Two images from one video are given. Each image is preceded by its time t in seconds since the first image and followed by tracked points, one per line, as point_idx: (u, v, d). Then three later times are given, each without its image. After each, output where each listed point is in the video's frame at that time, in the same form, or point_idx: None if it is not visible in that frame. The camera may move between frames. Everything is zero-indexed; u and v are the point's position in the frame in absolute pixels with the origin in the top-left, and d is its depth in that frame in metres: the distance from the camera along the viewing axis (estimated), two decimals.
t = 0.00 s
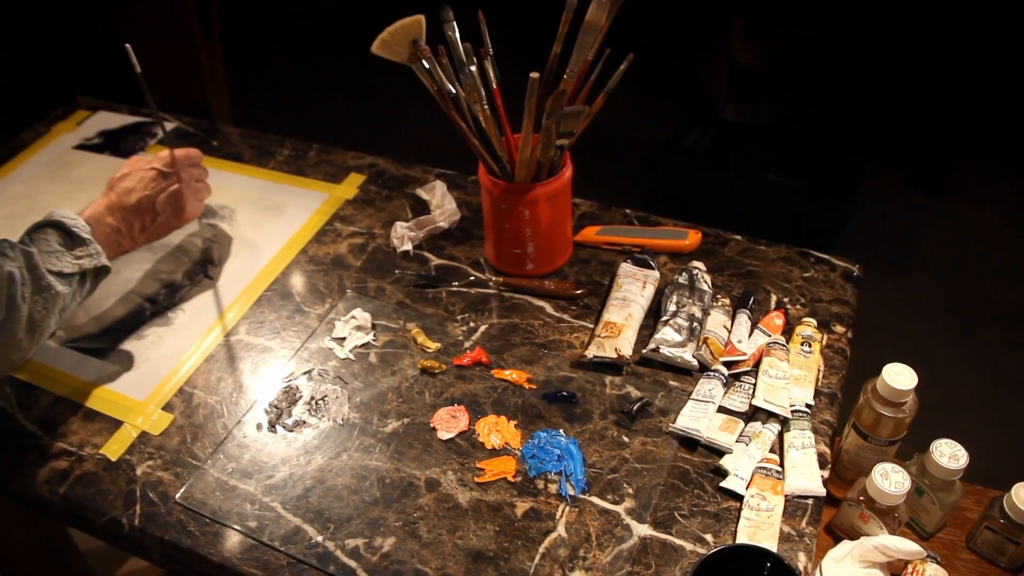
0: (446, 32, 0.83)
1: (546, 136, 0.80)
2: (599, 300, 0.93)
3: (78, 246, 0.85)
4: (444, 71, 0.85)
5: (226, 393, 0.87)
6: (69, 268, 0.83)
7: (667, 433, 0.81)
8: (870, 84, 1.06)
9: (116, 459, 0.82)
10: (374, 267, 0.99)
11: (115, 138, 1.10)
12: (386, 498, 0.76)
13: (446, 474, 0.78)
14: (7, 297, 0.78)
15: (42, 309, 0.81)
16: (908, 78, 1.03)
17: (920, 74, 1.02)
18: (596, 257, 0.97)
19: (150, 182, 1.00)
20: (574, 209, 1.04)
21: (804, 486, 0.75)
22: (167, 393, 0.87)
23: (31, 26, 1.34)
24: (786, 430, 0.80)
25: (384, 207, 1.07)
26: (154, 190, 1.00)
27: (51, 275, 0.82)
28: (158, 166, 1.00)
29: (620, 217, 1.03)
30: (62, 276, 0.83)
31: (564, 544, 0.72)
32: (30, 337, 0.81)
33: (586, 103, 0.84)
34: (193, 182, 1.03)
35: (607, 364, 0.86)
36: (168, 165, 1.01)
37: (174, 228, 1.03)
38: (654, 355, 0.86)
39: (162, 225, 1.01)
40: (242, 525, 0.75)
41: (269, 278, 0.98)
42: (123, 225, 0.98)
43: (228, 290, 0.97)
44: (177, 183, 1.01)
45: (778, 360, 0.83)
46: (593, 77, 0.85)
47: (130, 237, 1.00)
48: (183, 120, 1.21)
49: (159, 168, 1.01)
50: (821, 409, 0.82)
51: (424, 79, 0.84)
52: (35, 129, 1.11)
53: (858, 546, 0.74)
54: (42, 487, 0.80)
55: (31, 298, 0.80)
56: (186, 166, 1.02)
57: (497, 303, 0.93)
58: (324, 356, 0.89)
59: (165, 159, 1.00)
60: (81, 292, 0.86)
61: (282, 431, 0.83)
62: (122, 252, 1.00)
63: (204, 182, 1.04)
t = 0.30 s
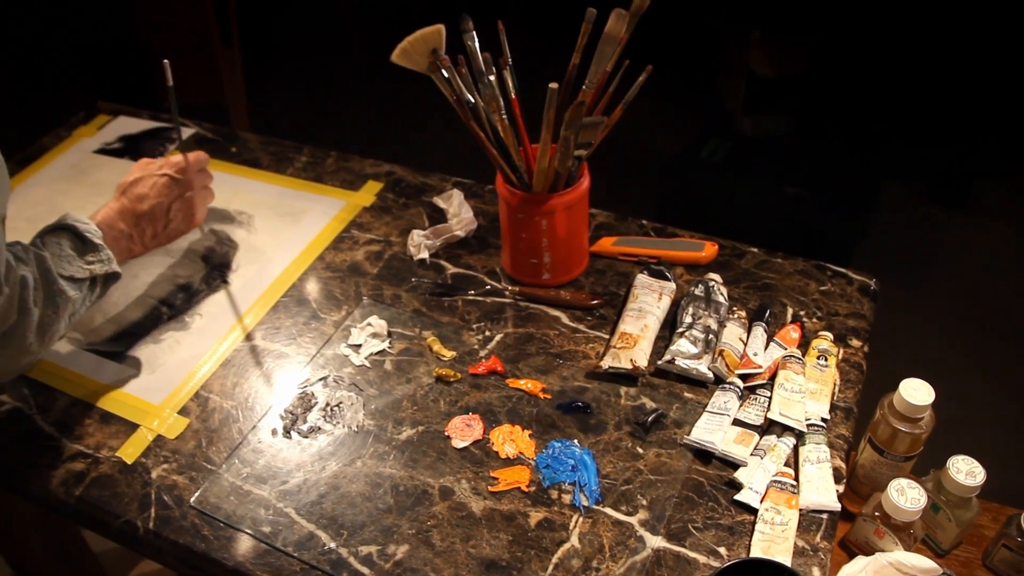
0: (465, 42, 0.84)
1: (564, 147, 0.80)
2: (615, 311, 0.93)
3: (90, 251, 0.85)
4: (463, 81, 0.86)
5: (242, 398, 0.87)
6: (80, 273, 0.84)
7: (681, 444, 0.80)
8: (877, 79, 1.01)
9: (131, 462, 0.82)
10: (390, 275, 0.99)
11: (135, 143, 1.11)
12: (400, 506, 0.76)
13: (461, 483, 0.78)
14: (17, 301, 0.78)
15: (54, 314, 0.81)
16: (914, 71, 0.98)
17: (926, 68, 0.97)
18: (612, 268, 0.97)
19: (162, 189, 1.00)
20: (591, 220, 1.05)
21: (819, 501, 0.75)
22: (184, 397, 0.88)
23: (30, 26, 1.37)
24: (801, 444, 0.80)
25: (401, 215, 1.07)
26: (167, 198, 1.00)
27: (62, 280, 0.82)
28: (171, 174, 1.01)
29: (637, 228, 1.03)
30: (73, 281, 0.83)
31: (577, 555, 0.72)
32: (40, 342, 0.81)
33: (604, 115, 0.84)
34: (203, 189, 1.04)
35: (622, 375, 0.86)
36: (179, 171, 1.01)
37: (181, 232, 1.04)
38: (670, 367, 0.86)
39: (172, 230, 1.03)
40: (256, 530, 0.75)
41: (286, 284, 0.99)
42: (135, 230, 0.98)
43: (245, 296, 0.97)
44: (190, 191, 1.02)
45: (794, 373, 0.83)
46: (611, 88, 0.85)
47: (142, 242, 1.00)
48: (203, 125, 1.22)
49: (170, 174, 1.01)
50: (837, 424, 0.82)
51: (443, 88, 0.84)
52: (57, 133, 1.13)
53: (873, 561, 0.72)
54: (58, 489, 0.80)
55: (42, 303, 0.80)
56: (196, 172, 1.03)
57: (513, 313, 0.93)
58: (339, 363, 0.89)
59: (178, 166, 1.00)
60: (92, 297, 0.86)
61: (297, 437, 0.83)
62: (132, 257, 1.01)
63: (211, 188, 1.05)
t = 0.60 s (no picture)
0: (484, 51, 0.84)
1: (581, 157, 0.80)
2: (630, 321, 0.93)
3: (105, 260, 0.85)
4: (482, 90, 0.86)
5: (257, 403, 0.88)
6: (94, 281, 0.83)
7: (695, 456, 0.80)
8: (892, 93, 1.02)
9: (146, 465, 0.83)
10: (405, 282, 0.99)
11: (154, 147, 1.12)
12: (413, 513, 0.76)
13: (473, 491, 0.78)
14: (32, 306, 0.77)
15: (66, 321, 0.81)
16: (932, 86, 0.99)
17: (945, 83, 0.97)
18: (627, 278, 0.98)
19: (179, 200, 0.99)
20: (607, 230, 1.05)
21: (833, 515, 0.74)
22: (199, 401, 0.88)
23: (32, 26, 1.42)
24: (816, 457, 0.79)
25: (418, 223, 1.07)
26: (182, 208, 0.98)
27: (76, 288, 0.82)
28: (190, 185, 0.99)
29: (652, 238, 1.03)
30: (87, 289, 0.83)
31: (589, 565, 0.72)
32: (50, 349, 0.81)
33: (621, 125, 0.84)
34: (223, 202, 1.01)
35: (636, 386, 0.86)
36: (199, 184, 1.00)
37: (202, 246, 1.02)
38: (684, 378, 0.85)
39: (191, 243, 1.00)
40: (269, 535, 0.75)
41: (301, 291, 0.99)
42: (150, 241, 0.97)
43: (261, 302, 0.98)
44: (207, 203, 1.00)
45: (809, 386, 0.83)
46: (629, 99, 0.85)
47: (158, 254, 0.99)
48: (221, 131, 1.23)
49: (190, 187, 1.00)
50: (851, 437, 0.82)
51: (461, 97, 0.84)
52: (77, 137, 1.14)
53: None
54: (72, 491, 0.81)
55: (56, 310, 0.80)
56: (218, 186, 1.01)
57: (528, 322, 0.94)
58: (354, 369, 0.89)
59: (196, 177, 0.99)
60: (103, 306, 0.86)
61: (311, 443, 0.83)
62: (150, 267, 1.00)
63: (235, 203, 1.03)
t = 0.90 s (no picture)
0: (501, 61, 0.84)
1: (597, 168, 0.80)
2: (643, 332, 0.93)
3: (122, 263, 0.85)
4: (498, 99, 0.86)
5: (270, 409, 0.88)
6: (112, 284, 0.84)
7: (707, 467, 0.80)
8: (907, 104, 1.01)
9: (159, 469, 0.83)
10: (420, 290, 1.00)
11: (171, 153, 1.13)
12: (425, 521, 0.76)
13: (485, 500, 0.78)
14: (53, 309, 0.78)
15: (85, 324, 0.82)
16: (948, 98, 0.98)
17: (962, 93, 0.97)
18: (641, 289, 0.98)
19: (196, 204, 1.00)
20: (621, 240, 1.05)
21: (846, 529, 0.74)
22: (213, 406, 0.88)
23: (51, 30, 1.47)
24: (829, 471, 0.79)
25: (432, 231, 1.08)
26: (199, 212, 0.99)
27: (95, 291, 0.82)
28: (205, 188, 1.00)
29: (667, 249, 1.03)
30: (105, 292, 0.83)
31: None
32: (70, 350, 0.82)
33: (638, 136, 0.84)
34: (238, 205, 1.03)
35: (649, 397, 0.85)
36: (215, 188, 1.01)
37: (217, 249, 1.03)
38: (698, 390, 0.85)
39: (206, 245, 1.02)
40: (281, 541, 0.75)
41: (316, 297, 0.99)
42: (167, 244, 0.98)
43: (275, 309, 0.98)
44: (223, 207, 1.01)
45: (823, 400, 0.83)
46: (645, 110, 0.85)
47: (173, 256, 1.00)
48: (237, 137, 1.24)
49: (205, 190, 1.01)
50: (865, 451, 0.81)
51: (478, 107, 0.85)
52: (95, 141, 1.14)
53: None
54: (86, 493, 0.81)
55: (76, 313, 0.80)
56: (232, 190, 1.03)
57: (541, 331, 0.94)
58: (368, 376, 0.90)
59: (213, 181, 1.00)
60: (122, 308, 0.86)
61: (324, 449, 0.83)
62: (165, 270, 1.01)
63: (248, 207, 1.05)
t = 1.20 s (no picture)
0: (517, 70, 0.83)
1: (613, 178, 0.80)
2: (656, 342, 0.93)
3: (136, 265, 0.86)
4: (514, 108, 0.86)
5: (283, 415, 0.88)
6: (125, 287, 0.84)
7: (720, 479, 0.80)
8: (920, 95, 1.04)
9: (172, 473, 0.84)
10: (433, 298, 1.00)
11: (187, 159, 1.13)
12: (436, 529, 0.76)
13: (497, 509, 0.78)
14: (68, 312, 0.78)
15: (100, 326, 0.82)
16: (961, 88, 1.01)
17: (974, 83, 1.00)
18: (654, 299, 0.98)
19: (204, 208, 1.03)
20: (635, 251, 1.05)
21: (858, 542, 0.73)
22: (225, 411, 0.89)
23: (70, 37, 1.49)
24: (842, 484, 0.78)
25: (446, 239, 1.08)
26: (207, 215, 1.02)
27: (108, 294, 0.83)
28: (212, 192, 1.04)
29: (680, 260, 1.03)
30: (119, 294, 0.84)
31: None
32: (84, 354, 0.82)
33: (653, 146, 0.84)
34: (243, 208, 1.06)
35: (662, 408, 0.85)
36: (221, 192, 1.04)
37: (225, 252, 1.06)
38: (710, 401, 0.85)
39: (216, 248, 1.04)
40: (292, 547, 0.75)
41: (329, 305, 1.00)
42: (178, 246, 1.01)
43: (288, 315, 0.98)
44: (230, 210, 1.04)
45: (836, 412, 0.82)
46: (660, 121, 0.85)
47: (184, 259, 1.02)
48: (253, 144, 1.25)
49: (212, 194, 1.04)
50: (878, 465, 0.81)
51: (493, 116, 0.84)
52: (112, 147, 1.15)
53: None
54: (99, 497, 0.81)
55: (90, 315, 0.81)
56: (236, 193, 1.06)
57: (554, 340, 0.94)
58: (381, 384, 0.90)
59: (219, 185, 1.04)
60: (133, 311, 0.87)
61: (336, 456, 0.83)
62: (176, 273, 1.02)
63: (252, 210, 1.08)
